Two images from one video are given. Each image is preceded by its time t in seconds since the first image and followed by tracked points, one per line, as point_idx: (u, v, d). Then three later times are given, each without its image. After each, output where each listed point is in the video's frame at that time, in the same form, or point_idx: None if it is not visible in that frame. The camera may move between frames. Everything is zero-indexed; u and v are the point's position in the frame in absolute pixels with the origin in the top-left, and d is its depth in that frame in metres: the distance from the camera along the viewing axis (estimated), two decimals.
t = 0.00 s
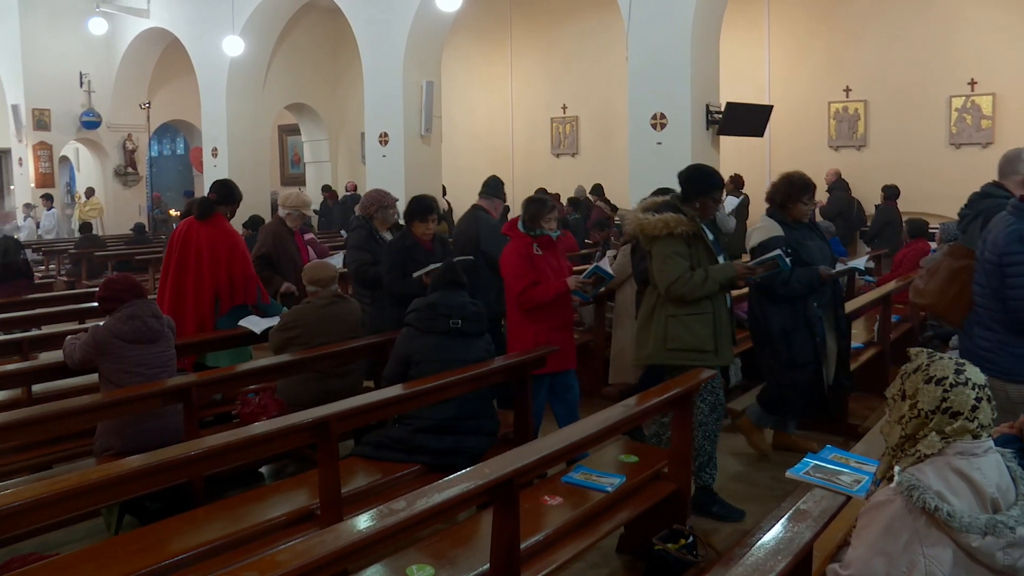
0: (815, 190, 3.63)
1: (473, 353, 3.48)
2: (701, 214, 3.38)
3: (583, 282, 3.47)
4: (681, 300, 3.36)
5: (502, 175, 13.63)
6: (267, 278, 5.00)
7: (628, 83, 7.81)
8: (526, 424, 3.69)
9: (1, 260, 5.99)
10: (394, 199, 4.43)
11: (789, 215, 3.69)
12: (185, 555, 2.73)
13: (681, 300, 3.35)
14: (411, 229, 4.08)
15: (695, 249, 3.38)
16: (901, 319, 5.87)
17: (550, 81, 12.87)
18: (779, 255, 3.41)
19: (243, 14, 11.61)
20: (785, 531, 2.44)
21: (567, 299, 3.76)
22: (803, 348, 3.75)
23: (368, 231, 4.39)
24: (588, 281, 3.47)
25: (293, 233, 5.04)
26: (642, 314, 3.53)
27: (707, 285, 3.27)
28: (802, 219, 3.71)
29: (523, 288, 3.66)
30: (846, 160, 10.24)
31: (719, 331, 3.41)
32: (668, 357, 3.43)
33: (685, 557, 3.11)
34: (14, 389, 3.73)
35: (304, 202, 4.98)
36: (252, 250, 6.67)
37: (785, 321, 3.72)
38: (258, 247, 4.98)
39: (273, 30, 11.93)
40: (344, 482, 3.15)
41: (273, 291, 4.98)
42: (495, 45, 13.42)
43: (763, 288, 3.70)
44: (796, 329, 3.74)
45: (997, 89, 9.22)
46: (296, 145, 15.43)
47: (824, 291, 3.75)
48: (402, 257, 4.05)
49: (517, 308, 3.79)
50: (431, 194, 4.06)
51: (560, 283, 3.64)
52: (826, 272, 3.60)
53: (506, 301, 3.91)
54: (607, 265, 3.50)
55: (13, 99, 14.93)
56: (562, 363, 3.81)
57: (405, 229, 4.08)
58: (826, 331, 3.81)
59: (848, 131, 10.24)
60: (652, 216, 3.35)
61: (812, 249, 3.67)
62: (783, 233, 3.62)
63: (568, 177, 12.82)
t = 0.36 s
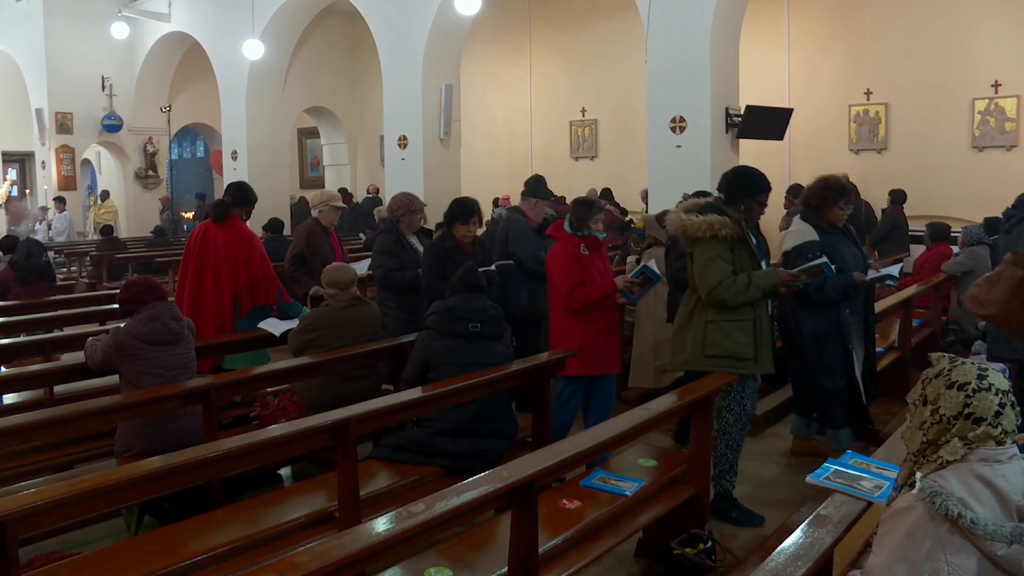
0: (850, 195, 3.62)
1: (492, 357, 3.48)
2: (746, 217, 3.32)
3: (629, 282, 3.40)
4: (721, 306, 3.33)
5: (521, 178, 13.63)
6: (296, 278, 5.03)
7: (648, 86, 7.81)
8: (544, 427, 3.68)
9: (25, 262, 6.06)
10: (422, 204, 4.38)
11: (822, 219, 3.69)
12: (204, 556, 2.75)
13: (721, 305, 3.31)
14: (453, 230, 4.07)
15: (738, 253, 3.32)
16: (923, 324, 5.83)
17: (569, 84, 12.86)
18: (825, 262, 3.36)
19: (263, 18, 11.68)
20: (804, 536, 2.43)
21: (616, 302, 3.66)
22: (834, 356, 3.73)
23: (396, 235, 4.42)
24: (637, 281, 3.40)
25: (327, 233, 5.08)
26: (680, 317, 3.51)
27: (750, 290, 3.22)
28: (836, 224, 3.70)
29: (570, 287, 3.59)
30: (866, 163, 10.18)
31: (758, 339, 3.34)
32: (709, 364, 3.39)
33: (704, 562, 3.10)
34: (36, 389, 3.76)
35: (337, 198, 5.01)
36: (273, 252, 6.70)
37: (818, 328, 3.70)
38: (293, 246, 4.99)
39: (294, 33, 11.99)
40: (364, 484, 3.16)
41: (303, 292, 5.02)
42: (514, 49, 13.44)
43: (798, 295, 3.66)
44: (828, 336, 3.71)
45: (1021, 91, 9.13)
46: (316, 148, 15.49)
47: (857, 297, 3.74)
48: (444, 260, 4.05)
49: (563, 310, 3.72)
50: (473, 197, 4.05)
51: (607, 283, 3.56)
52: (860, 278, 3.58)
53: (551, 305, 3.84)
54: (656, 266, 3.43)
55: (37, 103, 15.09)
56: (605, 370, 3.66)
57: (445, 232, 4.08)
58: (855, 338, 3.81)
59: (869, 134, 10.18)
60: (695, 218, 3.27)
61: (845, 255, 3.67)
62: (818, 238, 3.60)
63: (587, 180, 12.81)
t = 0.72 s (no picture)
0: (893, 201, 3.43)
1: (507, 359, 3.47)
2: (779, 221, 3.29)
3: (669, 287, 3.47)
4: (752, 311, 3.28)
5: (537, 181, 13.63)
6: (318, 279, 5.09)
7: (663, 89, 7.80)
8: (560, 430, 3.68)
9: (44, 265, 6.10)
10: (455, 208, 4.44)
11: (864, 223, 3.51)
12: (221, 557, 2.76)
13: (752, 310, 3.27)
14: (479, 235, 4.07)
15: (771, 258, 3.28)
16: (941, 328, 5.79)
17: (585, 87, 12.86)
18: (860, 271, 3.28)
19: (281, 21, 11.74)
20: (821, 542, 2.41)
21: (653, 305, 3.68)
22: (877, 365, 3.57)
23: (429, 237, 4.45)
24: (675, 286, 3.47)
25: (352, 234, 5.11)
26: (710, 322, 3.47)
27: (781, 296, 3.18)
28: (877, 229, 3.53)
29: (611, 290, 3.61)
30: (883, 166, 10.14)
31: (789, 346, 3.27)
32: (736, 370, 3.34)
33: (720, 566, 3.08)
34: (54, 391, 3.78)
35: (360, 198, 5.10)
36: (290, 256, 6.72)
37: (863, 335, 3.54)
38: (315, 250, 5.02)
39: (311, 37, 12.04)
40: (380, 486, 3.17)
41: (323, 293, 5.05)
42: (529, 52, 13.44)
43: (840, 300, 3.51)
44: (874, 343, 3.55)
45: None
46: (332, 151, 15.54)
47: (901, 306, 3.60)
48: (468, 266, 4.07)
49: (598, 313, 3.73)
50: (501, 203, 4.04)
51: (646, 285, 3.59)
52: (909, 284, 3.46)
53: (585, 307, 3.84)
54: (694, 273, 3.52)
55: (56, 107, 15.20)
56: (639, 373, 3.71)
57: (471, 237, 4.11)
58: (899, 349, 3.65)
59: (886, 137, 10.13)
60: (727, 222, 3.25)
61: (890, 261, 3.50)
62: (861, 244, 3.46)
63: (603, 183, 12.80)
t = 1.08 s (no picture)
0: (933, 204, 3.25)
1: (520, 362, 3.47)
2: (817, 223, 3.14)
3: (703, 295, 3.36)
4: (793, 316, 3.13)
5: (550, 184, 13.64)
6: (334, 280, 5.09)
7: (676, 91, 7.79)
8: (573, 433, 3.68)
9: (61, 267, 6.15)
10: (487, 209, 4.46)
11: (900, 226, 3.32)
12: (234, 558, 2.76)
13: (793, 316, 3.12)
14: (497, 239, 4.03)
15: (811, 263, 3.13)
16: (957, 331, 5.74)
17: (598, 89, 12.86)
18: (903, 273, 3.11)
19: (295, 24, 11.78)
20: (835, 546, 2.40)
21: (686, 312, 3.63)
22: (919, 372, 3.36)
23: (459, 239, 4.44)
24: (708, 294, 3.36)
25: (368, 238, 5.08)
26: (751, 328, 3.32)
27: (823, 302, 3.02)
28: (912, 232, 3.35)
29: (644, 298, 3.55)
30: (897, 169, 10.10)
31: (832, 353, 3.11)
32: (777, 376, 3.18)
33: (732, 569, 3.07)
34: (70, 391, 3.81)
35: (375, 201, 4.99)
36: (304, 257, 6.74)
37: (899, 340, 3.35)
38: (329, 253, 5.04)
39: (325, 40, 12.09)
40: (393, 488, 3.17)
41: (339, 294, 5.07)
42: (543, 54, 13.45)
43: (879, 307, 3.33)
44: (913, 350, 3.36)
45: None
46: (345, 153, 15.59)
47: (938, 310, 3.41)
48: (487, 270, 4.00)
49: (630, 320, 3.67)
50: (521, 206, 3.99)
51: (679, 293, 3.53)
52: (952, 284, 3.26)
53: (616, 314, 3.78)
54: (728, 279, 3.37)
55: (72, 109, 15.29)
56: (671, 380, 3.69)
57: (490, 241, 4.05)
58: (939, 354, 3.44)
59: (901, 140, 10.08)
60: (766, 225, 3.12)
61: (927, 263, 3.33)
62: (900, 246, 3.26)
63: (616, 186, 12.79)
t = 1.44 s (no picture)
0: (965, 209, 3.20)
1: (534, 363, 3.47)
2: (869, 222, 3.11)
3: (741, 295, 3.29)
4: (848, 316, 3.05)
5: (564, 184, 13.64)
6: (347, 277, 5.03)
7: (691, 91, 7.78)
8: (587, 435, 3.67)
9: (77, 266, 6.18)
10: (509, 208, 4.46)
11: (930, 228, 3.26)
12: (247, 557, 2.76)
13: (849, 316, 3.04)
14: (518, 241, 4.01)
15: (865, 262, 3.06)
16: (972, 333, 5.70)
17: (612, 90, 12.85)
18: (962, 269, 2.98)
19: (309, 24, 11.80)
20: (850, 549, 2.38)
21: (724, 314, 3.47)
22: (945, 374, 3.34)
23: (485, 240, 4.41)
24: (745, 293, 3.28)
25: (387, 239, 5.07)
26: (803, 330, 3.23)
27: (879, 301, 2.95)
28: (942, 236, 3.29)
29: (682, 304, 3.38)
30: (912, 170, 10.04)
31: (889, 354, 3.02)
32: (833, 379, 3.08)
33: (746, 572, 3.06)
34: (85, 391, 3.83)
35: (397, 201, 5.01)
36: (317, 258, 6.75)
37: (924, 342, 3.30)
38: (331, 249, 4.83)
39: (339, 41, 12.13)
40: (405, 489, 3.17)
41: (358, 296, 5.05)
42: (556, 55, 13.45)
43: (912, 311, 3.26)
44: (939, 353, 3.32)
45: None
46: (358, 154, 15.62)
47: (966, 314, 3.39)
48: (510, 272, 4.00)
49: (667, 325, 3.51)
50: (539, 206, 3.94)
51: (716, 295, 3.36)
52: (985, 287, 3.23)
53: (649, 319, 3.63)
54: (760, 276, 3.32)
55: (88, 109, 15.36)
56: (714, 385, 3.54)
57: (511, 243, 4.03)
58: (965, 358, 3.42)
59: (916, 140, 10.02)
60: (818, 225, 3.05)
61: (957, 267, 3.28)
62: (931, 249, 3.20)
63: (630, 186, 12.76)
